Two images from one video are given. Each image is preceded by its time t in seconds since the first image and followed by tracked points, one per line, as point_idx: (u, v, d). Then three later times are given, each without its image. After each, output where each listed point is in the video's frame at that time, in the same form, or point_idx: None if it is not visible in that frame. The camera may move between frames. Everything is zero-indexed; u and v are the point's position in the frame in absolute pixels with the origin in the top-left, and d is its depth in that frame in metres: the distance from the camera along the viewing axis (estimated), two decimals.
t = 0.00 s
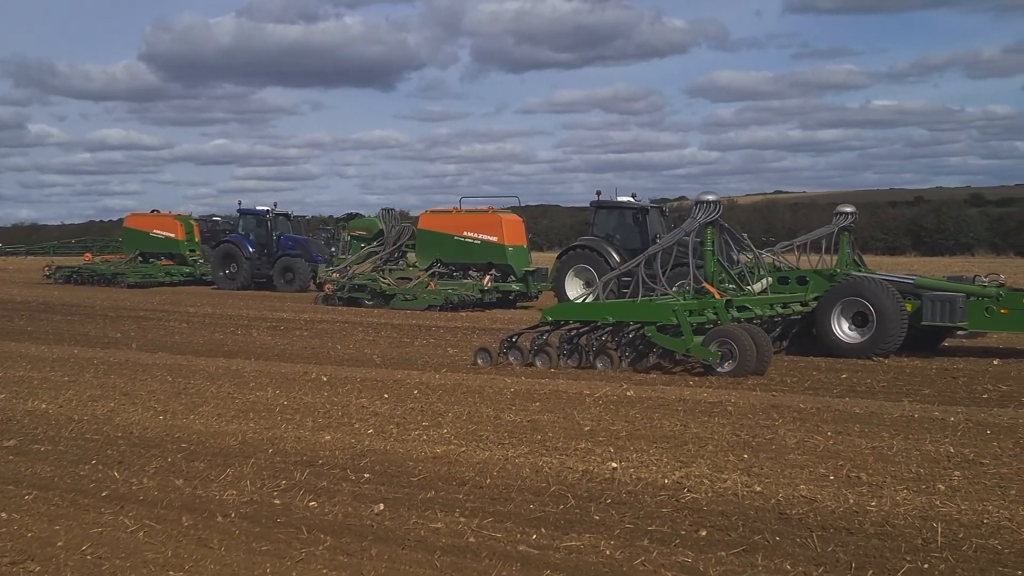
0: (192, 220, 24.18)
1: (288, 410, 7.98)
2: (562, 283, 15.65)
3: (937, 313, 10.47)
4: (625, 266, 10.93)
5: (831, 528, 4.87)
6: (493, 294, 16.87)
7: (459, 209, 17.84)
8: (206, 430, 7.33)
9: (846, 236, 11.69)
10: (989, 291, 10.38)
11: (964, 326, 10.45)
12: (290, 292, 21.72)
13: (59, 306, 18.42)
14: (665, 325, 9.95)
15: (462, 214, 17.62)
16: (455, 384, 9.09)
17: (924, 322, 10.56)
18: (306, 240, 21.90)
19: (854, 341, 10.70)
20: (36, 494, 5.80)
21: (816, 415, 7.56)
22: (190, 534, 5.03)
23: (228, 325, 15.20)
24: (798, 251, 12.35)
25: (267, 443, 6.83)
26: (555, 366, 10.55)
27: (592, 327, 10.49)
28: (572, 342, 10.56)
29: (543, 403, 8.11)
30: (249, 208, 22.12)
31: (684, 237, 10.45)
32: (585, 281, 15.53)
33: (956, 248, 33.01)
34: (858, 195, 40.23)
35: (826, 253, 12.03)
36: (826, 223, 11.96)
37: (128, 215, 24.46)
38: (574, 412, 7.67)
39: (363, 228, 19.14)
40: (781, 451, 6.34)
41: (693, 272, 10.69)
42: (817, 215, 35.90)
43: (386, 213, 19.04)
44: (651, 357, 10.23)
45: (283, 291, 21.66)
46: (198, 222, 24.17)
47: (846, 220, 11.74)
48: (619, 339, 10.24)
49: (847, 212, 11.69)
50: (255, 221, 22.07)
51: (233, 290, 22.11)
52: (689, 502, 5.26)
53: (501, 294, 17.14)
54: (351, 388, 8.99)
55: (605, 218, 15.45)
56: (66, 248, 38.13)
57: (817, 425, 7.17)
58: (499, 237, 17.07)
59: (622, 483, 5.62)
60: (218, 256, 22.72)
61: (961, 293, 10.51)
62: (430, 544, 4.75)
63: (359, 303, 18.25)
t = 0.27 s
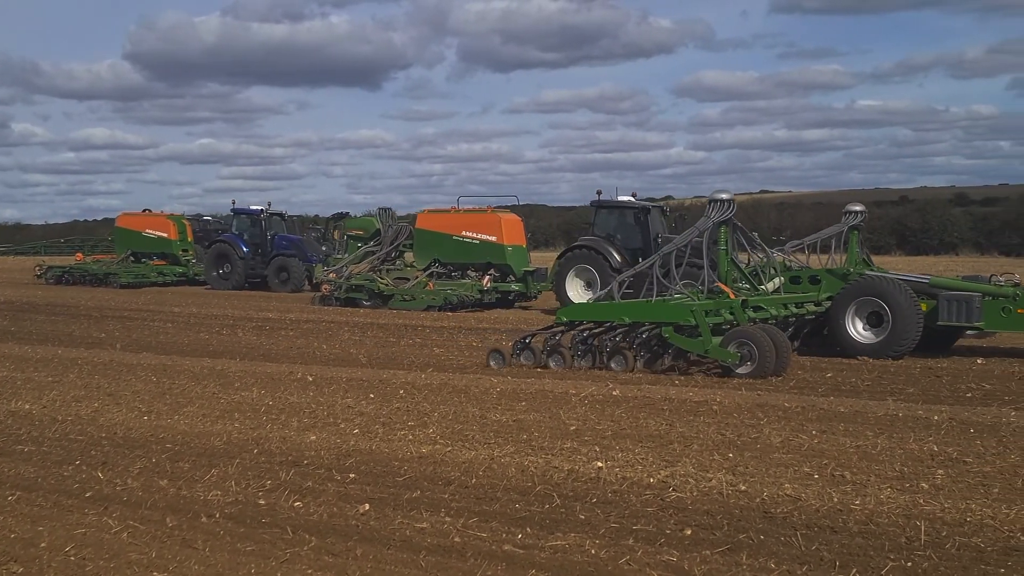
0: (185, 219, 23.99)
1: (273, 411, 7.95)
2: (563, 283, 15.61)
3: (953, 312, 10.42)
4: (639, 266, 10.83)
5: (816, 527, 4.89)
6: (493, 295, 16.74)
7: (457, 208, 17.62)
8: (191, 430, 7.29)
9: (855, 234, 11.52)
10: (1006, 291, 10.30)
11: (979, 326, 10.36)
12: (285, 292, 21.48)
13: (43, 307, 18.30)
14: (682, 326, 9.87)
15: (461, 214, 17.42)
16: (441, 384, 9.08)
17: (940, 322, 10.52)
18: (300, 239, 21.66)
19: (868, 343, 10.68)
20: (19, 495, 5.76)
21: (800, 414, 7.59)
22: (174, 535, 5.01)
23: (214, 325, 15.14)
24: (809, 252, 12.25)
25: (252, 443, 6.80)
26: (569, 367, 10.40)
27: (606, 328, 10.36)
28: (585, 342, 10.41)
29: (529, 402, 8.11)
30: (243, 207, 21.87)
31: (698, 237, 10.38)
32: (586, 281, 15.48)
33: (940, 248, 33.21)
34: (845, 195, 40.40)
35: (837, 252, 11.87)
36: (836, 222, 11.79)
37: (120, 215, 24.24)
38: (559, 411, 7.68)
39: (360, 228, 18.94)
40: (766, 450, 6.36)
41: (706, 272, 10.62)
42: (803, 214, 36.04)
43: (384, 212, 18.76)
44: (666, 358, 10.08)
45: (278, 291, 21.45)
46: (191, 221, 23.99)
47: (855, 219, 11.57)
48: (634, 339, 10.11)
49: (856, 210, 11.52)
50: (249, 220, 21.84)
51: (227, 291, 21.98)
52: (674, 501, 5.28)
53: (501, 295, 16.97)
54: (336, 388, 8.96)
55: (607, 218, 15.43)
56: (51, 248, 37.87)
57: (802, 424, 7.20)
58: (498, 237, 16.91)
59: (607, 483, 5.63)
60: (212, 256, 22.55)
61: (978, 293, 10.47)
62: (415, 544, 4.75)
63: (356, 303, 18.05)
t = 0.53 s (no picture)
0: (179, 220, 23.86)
1: (259, 411, 7.91)
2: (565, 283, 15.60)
3: (971, 313, 10.38)
4: (654, 267, 10.62)
5: (802, 527, 4.91)
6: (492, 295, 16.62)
7: (457, 209, 17.53)
8: (177, 431, 7.25)
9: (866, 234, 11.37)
10: None
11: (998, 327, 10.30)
12: (280, 293, 21.21)
13: (27, 307, 18.17)
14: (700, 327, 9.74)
15: (461, 214, 17.33)
16: (428, 384, 9.06)
17: (957, 322, 10.49)
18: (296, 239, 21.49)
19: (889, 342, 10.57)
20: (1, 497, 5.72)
21: (787, 414, 7.61)
22: (159, 536, 4.98)
23: (200, 326, 15.08)
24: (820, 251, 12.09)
25: (239, 444, 6.77)
26: (584, 369, 10.23)
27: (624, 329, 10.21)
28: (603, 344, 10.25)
29: (516, 403, 8.10)
30: (238, 208, 21.87)
31: (713, 239, 10.15)
32: (587, 281, 15.46)
33: (926, 248, 33.42)
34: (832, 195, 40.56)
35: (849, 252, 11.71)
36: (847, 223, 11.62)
37: (113, 215, 24.12)
38: (546, 412, 7.67)
39: (360, 228, 18.67)
40: (753, 450, 6.37)
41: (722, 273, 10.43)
42: (790, 214, 36.19)
43: (383, 212, 18.66)
44: (683, 359, 9.95)
45: (273, 292, 21.25)
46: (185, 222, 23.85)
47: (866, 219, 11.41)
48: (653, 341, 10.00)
49: (868, 210, 11.34)
50: (244, 220, 21.80)
51: (222, 292, 21.88)
52: (661, 502, 5.28)
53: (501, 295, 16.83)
54: (323, 389, 8.93)
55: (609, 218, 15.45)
56: (37, 249, 37.65)
57: (789, 424, 7.22)
58: (499, 237, 16.81)
59: (594, 483, 5.62)
60: (207, 257, 22.45)
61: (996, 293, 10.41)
62: (402, 544, 4.73)
63: (354, 304, 17.92)
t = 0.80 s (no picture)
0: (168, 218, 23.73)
1: (242, 410, 7.88)
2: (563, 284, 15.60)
3: (988, 317, 10.21)
4: (668, 268, 10.52)
5: (784, 527, 4.93)
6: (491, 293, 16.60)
7: (455, 209, 17.42)
8: (158, 430, 7.21)
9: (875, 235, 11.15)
10: None
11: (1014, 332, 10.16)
12: (273, 293, 21.06)
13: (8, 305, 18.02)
14: (718, 329, 9.61)
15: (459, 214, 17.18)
16: (412, 384, 9.04)
17: (973, 326, 10.31)
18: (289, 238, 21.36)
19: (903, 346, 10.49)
20: None
21: (769, 415, 7.64)
22: (140, 536, 4.95)
23: (183, 324, 15.00)
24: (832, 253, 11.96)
25: (221, 443, 6.74)
26: (599, 371, 10.16)
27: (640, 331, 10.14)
28: (619, 347, 10.18)
29: (500, 403, 8.10)
30: (230, 206, 21.74)
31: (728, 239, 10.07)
32: (586, 282, 15.45)
33: (909, 250, 33.69)
34: (817, 197, 40.76)
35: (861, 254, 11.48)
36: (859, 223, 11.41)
37: (102, 213, 23.93)
38: (530, 412, 7.68)
39: (356, 228, 18.68)
40: (735, 451, 6.40)
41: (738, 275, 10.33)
42: (774, 216, 36.38)
43: (379, 212, 18.59)
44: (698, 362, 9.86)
45: (266, 291, 21.07)
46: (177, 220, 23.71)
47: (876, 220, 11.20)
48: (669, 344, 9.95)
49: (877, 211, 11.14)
50: (237, 219, 21.63)
51: (213, 290, 21.74)
52: (644, 502, 5.29)
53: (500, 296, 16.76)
54: (307, 388, 8.90)
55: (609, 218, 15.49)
56: (19, 246, 37.36)
57: (771, 425, 7.26)
58: (497, 237, 16.67)
59: (577, 483, 5.63)
60: (198, 256, 22.34)
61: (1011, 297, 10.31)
62: (384, 544, 4.72)
63: (351, 304, 17.81)
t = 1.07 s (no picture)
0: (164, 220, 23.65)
1: (232, 413, 7.85)
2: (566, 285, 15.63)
3: (1009, 317, 10.12)
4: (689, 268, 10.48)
5: (774, 527, 4.93)
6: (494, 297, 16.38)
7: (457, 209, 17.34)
8: (148, 432, 7.17)
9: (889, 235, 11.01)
10: None
11: None
12: (271, 295, 21.08)
13: None
14: (744, 330, 9.44)
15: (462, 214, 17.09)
16: (403, 385, 9.02)
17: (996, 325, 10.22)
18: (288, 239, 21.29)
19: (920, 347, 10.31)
20: None
21: (759, 415, 7.65)
22: (129, 539, 4.92)
23: (172, 326, 14.94)
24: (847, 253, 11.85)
25: (211, 445, 6.71)
26: (620, 374, 9.98)
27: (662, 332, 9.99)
28: (640, 349, 10.03)
29: (490, 404, 8.09)
30: (228, 208, 21.61)
31: (748, 238, 9.96)
32: (592, 282, 15.47)
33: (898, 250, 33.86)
34: (806, 198, 40.86)
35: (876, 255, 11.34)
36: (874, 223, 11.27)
37: (97, 215, 23.79)
38: (521, 412, 7.67)
39: (356, 229, 18.47)
40: (726, 451, 6.41)
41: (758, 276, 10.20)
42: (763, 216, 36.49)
43: (380, 213, 18.43)
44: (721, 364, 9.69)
45: (265, 294, 21.00)
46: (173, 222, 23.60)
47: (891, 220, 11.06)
48: (690, 345, 9.79)
49: (891, 210, 11.01)
50: (234, 221, 21.54)
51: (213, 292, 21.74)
52: (635, 503, 5.28)
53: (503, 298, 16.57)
54: (297, 390, 8.87)
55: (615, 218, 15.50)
56: (6, 249, 37.15)
57: (761, 424, 7.27)
58: (501, 238, 16.59)
59: (568, 484, 5.62)
60: (196, 258, 22.27)
61: None
62: (375, 546, 4.71)
63: (353, 307, 17.68)
